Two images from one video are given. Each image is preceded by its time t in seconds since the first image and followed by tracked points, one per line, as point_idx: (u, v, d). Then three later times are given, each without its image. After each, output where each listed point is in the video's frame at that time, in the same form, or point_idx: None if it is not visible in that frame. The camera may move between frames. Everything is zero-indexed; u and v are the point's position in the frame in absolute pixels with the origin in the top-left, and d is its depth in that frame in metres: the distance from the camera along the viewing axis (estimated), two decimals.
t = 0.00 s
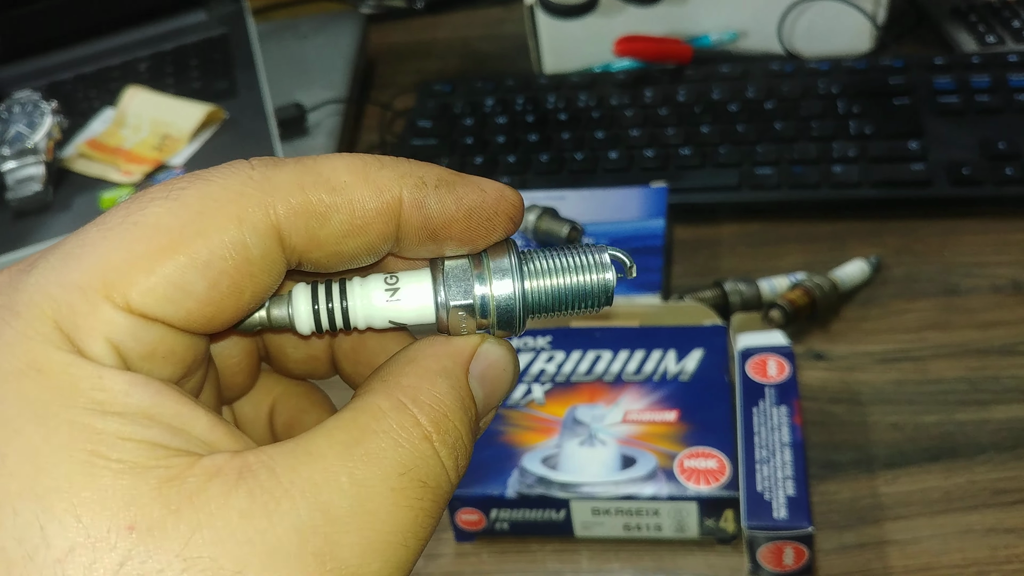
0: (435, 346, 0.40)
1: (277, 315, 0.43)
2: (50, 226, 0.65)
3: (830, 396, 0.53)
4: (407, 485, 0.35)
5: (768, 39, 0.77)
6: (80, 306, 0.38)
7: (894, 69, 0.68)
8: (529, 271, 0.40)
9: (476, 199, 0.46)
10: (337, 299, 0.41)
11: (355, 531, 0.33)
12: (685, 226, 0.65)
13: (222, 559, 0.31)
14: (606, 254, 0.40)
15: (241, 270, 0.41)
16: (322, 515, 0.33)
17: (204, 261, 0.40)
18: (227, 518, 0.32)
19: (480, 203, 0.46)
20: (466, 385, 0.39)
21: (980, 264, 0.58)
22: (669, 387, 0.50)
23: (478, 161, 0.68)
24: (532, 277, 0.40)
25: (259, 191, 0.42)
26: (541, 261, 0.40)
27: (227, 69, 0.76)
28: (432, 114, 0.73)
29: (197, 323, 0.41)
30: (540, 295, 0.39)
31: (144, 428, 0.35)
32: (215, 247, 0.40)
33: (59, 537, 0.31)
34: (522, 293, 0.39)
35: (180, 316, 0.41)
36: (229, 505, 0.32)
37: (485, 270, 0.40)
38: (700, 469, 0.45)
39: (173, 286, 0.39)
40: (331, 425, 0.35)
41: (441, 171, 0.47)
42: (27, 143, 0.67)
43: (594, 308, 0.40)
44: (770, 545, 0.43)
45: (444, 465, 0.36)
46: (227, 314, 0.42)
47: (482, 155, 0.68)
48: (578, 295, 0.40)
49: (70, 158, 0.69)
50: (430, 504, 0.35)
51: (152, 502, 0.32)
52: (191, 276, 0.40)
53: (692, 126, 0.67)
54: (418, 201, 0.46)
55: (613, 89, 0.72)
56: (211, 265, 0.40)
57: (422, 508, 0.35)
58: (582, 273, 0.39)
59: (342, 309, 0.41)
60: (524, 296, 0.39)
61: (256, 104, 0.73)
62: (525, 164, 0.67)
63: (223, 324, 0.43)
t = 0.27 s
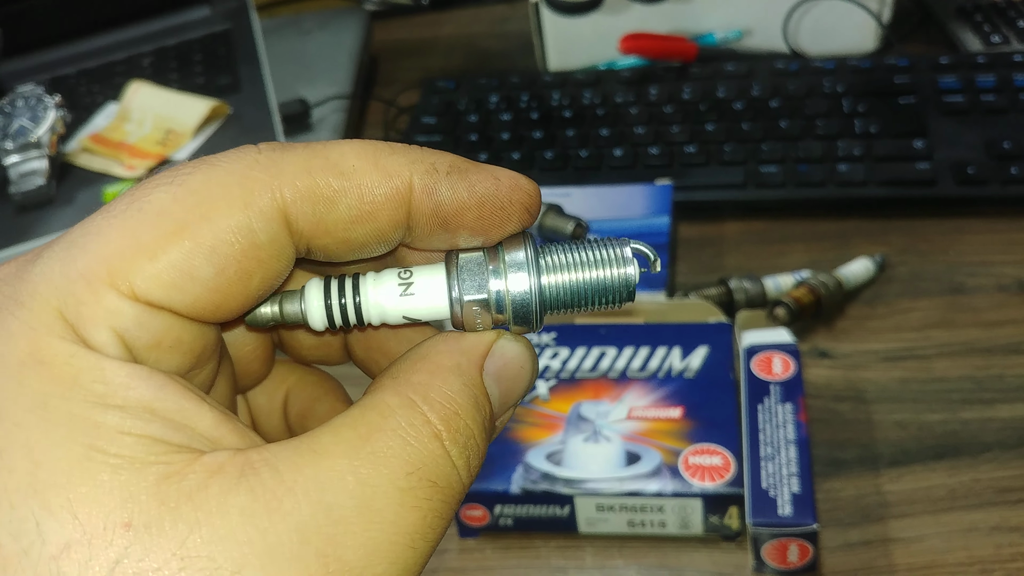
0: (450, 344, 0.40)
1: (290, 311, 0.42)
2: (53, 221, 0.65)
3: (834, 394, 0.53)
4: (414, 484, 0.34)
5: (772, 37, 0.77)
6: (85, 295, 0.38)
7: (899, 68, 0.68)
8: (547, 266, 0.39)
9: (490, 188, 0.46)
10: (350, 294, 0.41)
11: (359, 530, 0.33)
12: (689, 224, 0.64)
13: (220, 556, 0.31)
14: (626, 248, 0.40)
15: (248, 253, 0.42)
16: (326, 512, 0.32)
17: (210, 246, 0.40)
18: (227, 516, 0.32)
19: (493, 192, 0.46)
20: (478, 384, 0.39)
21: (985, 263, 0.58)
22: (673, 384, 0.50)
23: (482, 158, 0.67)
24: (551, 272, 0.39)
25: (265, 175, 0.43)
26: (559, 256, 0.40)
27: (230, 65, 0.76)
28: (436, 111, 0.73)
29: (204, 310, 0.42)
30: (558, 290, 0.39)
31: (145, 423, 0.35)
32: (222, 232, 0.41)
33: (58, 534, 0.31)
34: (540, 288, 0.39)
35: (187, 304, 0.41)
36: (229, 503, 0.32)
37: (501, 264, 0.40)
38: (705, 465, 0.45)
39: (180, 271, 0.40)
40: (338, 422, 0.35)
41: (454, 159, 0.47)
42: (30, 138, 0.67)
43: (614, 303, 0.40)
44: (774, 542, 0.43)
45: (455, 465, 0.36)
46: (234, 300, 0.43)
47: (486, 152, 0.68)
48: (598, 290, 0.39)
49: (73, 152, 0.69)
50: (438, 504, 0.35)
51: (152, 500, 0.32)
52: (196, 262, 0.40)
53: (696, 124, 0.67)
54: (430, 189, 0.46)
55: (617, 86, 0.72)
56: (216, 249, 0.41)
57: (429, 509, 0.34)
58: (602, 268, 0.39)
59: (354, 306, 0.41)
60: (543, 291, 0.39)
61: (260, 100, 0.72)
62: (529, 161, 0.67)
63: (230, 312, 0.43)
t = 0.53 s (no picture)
0: (452, 335, 0.39)
1: (291, 320, 0.42)
2: (54, 217, 0.65)
3: (833, 393, 0.53)
4: (404, 477, 0.34)
5: (773, 37, 0.77)
6: (73, 284, 0.38)
7: (899, 67, 0.68)
8: (547, 256, 0.40)
9: (484, 176, 0.46)
10: (350, 299, 0.41)
11: (344, 522, 0.32)
12: (689, 222, 0.65)
13: (197, 548, 0.31)
14: (626, 230, 0.40)
15: (239, 244, 0.42)
16: (310, 503, 0.32)
17: (197, 235, 0.41)
18: (205, 507, 0.32)
19: (488, 181, 0.46)
20: (478, 376, 0.38)
21: (984, 262, 0.58)
22: (672, 382, 0.50)
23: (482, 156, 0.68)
24: (551, 261, 0.39)
25: (255, 167, 0.43)
26: (559, 245, 0.40)
27: (231, 63, 0.76)
28: (436, 109, 0.73)
29: (196, 301, 0.42)
30: (559, 280, 0.39)
31: (126, 413, 0.35)
32: (212, 223, 0.41)
33: (39, 523, 0.31)
34: (541, 278, 0.39)
35: (177, 295, 0.41)
36: (207, 493, 0.32)
37: (500, 256, 0.40)
38: (704, 463, 0.45)
39: (170, 262, 0.40)
40: (331, 414, 0.35)
41: (445, 150, 0.48)
42: (30, 135, 0.67)
43: (617, 288, 0.40)
44: (772, 540, 0.43)
45: (449, 458, 0.35)
46: (226, 291, 0.43)
47: (486, 151, 0.68)
48: (599, 276, 0.39)
49: (73, 150, 0.69)
50: (430, 499, 0.34)
51: (131, 490, 0.32)
52: (183, 252, 0.40)
53: (697, 123, 0.67)
54: (422, 178, 0.46)
55: (618, 85, 0.72)
56: (204, 239, 0.41)
57: (420, 504, 0.34)
58: (603, 254, 0.39)
59: (354, 309, 0.41)
60: (544, 281, 0.39)
61: (260, 98, 0.73)
62: (529, 159, 0.67)
63: (222, 304, 0.43)
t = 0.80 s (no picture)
0: (463, 344, 0.39)
1: (303, 343, 0.43)
2: (52, 220, 0.65)
3: (832, 393, 0.53)
4: (406, 489, 0.33)
5: (770, 37, 0.77)
6: (82, 296, 0.40)
7: (897, 67, 0.68)
8: (557, 267, 0.39)
9: (489, 191, 0.47)
10: (362, 320, 0.42)
11: (343, 536, 0.32)
12: (688, 223, 0.64)
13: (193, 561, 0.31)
14: (636, 239, 0.40)
15: (246, 258, 0.44)
16: (308, 516, 0.32)
17: (205, 248, 0.42)
18: (201, 520, 0.32)
19: (493, 194, 0.47)
20: (487, 386, 0.38)
21: (982, 262, 0.58)
22: (671, 383, 0.50)
23: (480, 158, 0.68)
24: (562, 272, 0.39)
25: (262, 182, 0.44)
26: (569, 256, 0.40)
27: (229, 65, 0.76)
28: (434, 111, 0.73)
29: (204, 314, 0.44)
30: (571, 291, 0.39)
31: (127, 426, 0.35)
32: (221, 238, 0.43)
33: (37, 535, 0.31)
34: (552, 290, 0.39)
35: (184, 307, 0.42)
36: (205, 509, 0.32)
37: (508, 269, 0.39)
38: (702, 465, 0.45)
39: (177, 274, 0.41)
40: (335, 425, 0.35)
41: (452, 165, 0.49)
42: (29, 137, 0.67)
43: (629, 297, 0.40)
44: (771, 541, 0.43)
45: (455, 470, 0.35)
46: (233, 304, 0.44)
47: (484, 152, 0.68)
48: (611, 285, 0.39)
49: (72, 152, 0.69)
50: (433, 511, 0.34)
51: (129, 502, 0.32)
52: (192, 264, 0.42)
53: (695, 124, 0.67)
54: (428, 192, 0.47)
55: (616, 86, 0.72)
56: (212, 253, 0.42)
57: (423, 516, 0.33)
58: (614, 263, 0.39)
59: (365, 330, 0.41)
60: (556, 292, 0.39)
61: (258, 99, 0.72)
62: (528, 161, 0.67)
63: (230, 317, 0.45)
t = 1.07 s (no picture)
0: (466, 336, 0.38)
1: (304, 342, 0.43)
2: (49, 218, 0.64)
3: (835, 393, 0.52)
4: (402, 485, 0.33)
5: (773, 33, 0.76)
6: (75, 290, 0.39)
7: (900, 64, 0.68)
8: (562, 258, 0.39)
9: (492, 182, 0.46)
10: (363, 317, 0.41)
11: (336, 533, 0.31)
12: (690, 221, 0.64)
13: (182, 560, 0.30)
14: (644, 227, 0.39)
15: (243, 252, 0.43)
16: (300, 514, 0.31)
17: (202, 242, 0.42)
18: (191, 518, 0.31)
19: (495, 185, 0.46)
20: (489, 379, 0.37)
21: (986, 260, 0.58)
22: (673, 382, 0.49)
23: (481, 155, 0.67)
24: (567, 263, 0.39)
25: (260, 175, 0.44)
26: (574, 246, 0.39)
27: (227, 61, 0.76)
28: (434, 108, 0.73)
29: (200, 310, 0.43)
30: (577, 282, 0.38)
31: (118, 423, 0.35)
32: (218, 232, 0.42)
33: (26, 533, 0.31)
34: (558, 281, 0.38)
35: (180, 301, 0.42)
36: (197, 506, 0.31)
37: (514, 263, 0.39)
38: (705, 465, 0.45)
39: (173, 267, 0.41)
40: (331, 421, 0.34)
41: (455, 157, 0.48)
42: (25, 134, 0.67)
43: (637, 286, 0.39)
44: (774, 542, 0.43)
45: (453, 465, 0.34)
46: (230, 299, 0.44)
47: (485, 149, 0.68)
48: (618, 275, 0.38)
49: (69, 149, 0.69)
50: (431, 508, 0.33)
51: (116, 500, 0.32)
52: (189, 258, 0.42)
53: (697, 121, 0.67)
54: (429, 183, 0.47)
55: (617, 83, 0.72)
56: (209, 246, 0.42)
57: (420, 513, 0.33)
58: (620, 252, 0.38)
59: (366, 328, 0.41)
60: (561, 284, 0.38)
61: (257, 96, 0.72)
62: (528, 158, 0.66)
63: (227, 313, 0.45)
